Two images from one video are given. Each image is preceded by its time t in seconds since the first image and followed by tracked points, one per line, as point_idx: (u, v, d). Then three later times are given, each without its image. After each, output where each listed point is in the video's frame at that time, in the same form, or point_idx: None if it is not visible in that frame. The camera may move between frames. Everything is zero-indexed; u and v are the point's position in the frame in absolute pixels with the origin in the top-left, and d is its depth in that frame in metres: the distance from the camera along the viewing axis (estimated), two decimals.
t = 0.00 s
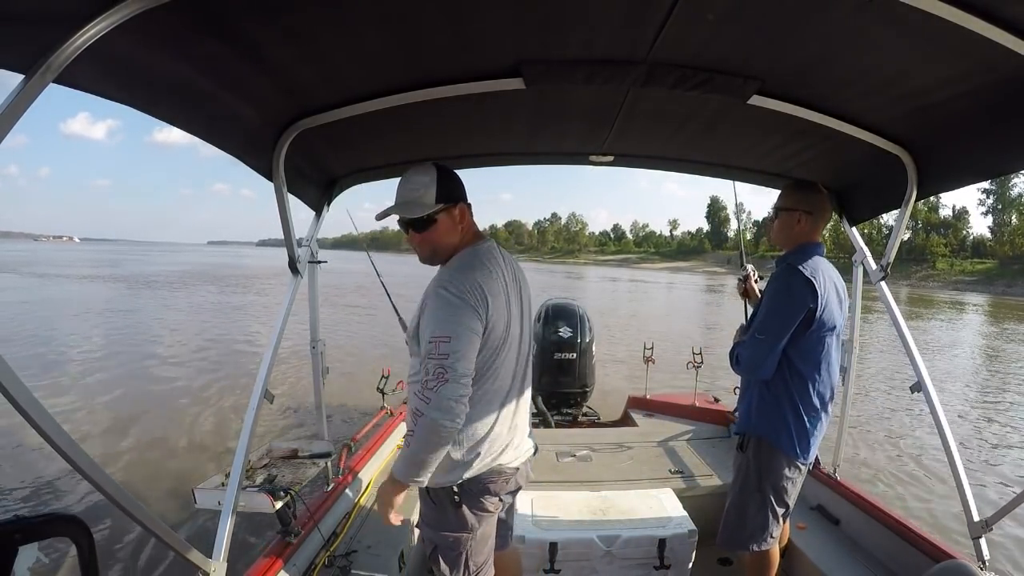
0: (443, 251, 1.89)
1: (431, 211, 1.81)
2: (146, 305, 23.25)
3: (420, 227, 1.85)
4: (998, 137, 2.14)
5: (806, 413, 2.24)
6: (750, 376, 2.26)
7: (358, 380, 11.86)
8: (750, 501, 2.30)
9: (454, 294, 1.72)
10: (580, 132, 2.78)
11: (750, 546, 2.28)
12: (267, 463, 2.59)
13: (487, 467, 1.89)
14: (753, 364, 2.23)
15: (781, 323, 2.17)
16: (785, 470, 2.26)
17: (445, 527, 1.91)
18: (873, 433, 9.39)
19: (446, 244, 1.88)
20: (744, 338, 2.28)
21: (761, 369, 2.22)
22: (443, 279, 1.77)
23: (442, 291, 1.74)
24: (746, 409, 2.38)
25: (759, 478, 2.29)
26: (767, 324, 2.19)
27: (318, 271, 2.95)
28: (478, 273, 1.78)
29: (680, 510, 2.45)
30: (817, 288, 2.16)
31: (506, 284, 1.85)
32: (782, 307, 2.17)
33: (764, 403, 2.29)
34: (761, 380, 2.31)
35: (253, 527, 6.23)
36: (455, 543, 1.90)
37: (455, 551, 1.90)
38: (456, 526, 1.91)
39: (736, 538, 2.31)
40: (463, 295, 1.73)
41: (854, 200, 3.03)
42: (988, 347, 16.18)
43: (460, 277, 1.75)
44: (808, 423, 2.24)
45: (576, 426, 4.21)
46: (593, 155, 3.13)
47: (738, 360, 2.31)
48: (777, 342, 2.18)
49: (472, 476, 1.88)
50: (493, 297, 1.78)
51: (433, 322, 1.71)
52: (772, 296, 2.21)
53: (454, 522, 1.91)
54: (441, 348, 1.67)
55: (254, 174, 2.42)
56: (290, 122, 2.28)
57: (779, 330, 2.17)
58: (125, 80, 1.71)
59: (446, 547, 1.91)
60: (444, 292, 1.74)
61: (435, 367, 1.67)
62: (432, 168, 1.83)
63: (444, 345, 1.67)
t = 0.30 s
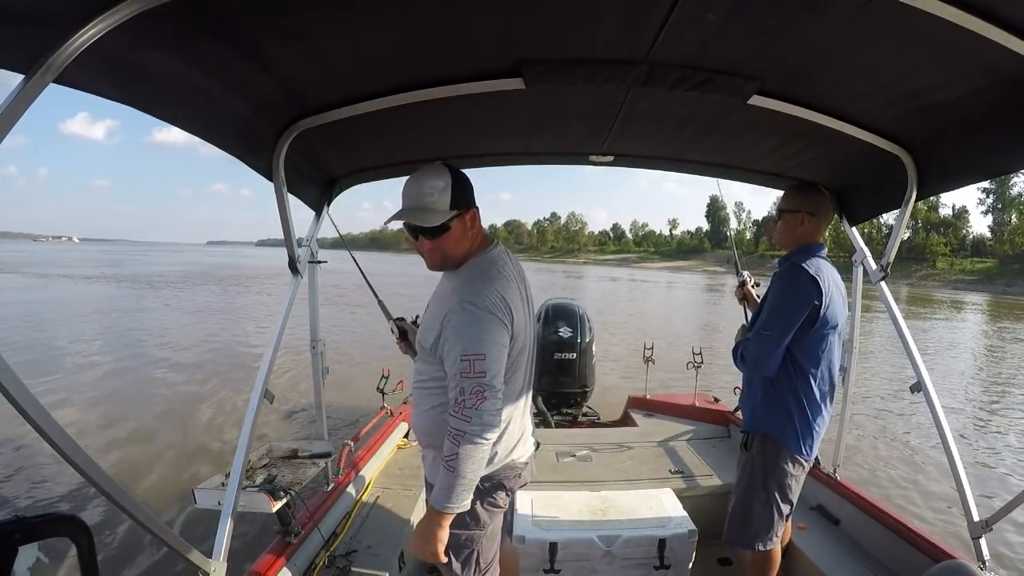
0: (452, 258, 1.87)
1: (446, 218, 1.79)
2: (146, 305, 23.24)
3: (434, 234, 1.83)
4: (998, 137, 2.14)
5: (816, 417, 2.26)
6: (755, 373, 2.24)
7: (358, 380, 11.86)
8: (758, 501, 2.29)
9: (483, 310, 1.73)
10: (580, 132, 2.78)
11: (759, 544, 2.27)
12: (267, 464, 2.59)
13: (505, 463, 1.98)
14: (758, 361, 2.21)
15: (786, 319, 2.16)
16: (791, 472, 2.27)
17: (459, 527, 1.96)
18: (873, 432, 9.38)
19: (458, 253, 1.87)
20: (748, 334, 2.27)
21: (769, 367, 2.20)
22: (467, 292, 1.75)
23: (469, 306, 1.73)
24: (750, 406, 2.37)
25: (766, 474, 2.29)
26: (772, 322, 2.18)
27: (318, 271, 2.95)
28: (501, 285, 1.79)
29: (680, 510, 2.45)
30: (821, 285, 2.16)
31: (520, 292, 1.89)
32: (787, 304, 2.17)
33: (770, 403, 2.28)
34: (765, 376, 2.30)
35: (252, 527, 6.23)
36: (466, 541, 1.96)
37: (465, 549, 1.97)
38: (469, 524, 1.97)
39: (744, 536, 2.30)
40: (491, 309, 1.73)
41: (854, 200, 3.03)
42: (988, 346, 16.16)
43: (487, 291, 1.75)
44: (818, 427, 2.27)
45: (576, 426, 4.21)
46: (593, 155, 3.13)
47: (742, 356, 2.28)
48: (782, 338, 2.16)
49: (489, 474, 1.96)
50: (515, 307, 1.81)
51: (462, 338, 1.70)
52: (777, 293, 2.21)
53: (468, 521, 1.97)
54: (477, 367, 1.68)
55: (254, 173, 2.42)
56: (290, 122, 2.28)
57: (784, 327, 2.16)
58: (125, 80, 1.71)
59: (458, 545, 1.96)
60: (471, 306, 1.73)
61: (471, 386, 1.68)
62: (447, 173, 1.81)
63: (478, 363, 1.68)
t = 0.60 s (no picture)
0: (452, 270, 1.86)
1: (446, 231, 1.78)
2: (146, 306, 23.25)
3: (436, 249, 1.81)
4: (998, 137, 2.14)
5: (819, 428, 2.27)
6: (759, 372, 2.23)
7: (358, 380, 11.85)
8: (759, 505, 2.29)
9: (493, 329, 1.73)
10: (580, 132, 2.78)
11: (760, 543, 2.27)
12: (267, 464, 2.59)
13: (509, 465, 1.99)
14: (762, 360, 2.19)
15: (790, 316, 2.16)
16: (792, 482, 2.28)
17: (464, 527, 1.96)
18: (873, 431, 9.37)
19: (459, 266, 1.86)
20: (752, 333, 2.26)
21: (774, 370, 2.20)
22: (476, 309, 1.75)
23: (479, 324, 1.73)
24: (752, 407, 2.36)
25: (769, 480, 2.28)
26: (776, 320, 2.18)
27: (318, 271, 2.95)
28: (510, 301, 1.79)
29: (680, 510, 2.45)
30: (824, 284, 2.16)
31: (527, 306, 1.90)
32: (791, 301, 2.17)
33: (773, 407, 2.28)
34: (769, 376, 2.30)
35: (253, 527, 6.23)
36: (469, 541, 1.97)
37: (468, 548, 1.97)
38: (473, 523, 1.97)
39: (745, 538, 2.30)
40: (500, 328, 1.74)
41: (854, 200, 3.03)
42: (988, 344, 16.15)
43: (497, 310, 1.75)
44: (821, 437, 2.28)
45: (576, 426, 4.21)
46: (593, 155, 3.13)
47: (746, 355, 2.26)
48: (786, 336, 2.16)
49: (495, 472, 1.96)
50: (522, 323, 1.82)
51: (471, 360, 1.71)
52: (780, 291, 2.21)
53: (473, 521, 1.97)
54: (487, 389, 1.69)
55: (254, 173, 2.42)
56: (290, 122, 2.28)
57: (788, 324, 2.16)
58: (124, 80, 1.71)
59: (462, 546, 1.97)
60: (478, 326, 1.72)
61: (479, 408, 1.69)
62: (446, 185, 1.81)
63: (487, 386, 1.69)
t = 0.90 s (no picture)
0: (451, 276, 1.86)
1: (445, 235, 1.78)
2: (146, 306, 23.25)
3: (434, 253, 1.81)
4: (998, 138, 2.14)
5: (819, 430, 2.26)
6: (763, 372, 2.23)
7: (358, 380, 11.85)
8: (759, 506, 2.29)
9: (493, 332, 1.73)
10: (580, 132, 2.78)
11: (760, 542, 2.27)
12: (267, 464, 2.59)
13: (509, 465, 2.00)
14: (767, 359, 2.19)
15: (793, 315, 2.15)
16: (792, 487, 2.28)
17: (466, 528, 1.97)
18: (873, 430, 9.37)
19: (458, 270, 1.85)
20: (755, 333, 2.26)
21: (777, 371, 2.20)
22: (476, 312, 1.75)
23: (477, 327, 1.73)
24: (755, 408, 2.36)
25: (771, 481, 2.28)
26: (780, 319, 2.17)
27: (318, 272, 2.95)
28: (509, 304, 1.79)
29: (680, 511, 2.45)
30: (827, 283, 2.17)
31: (527, 309, 1.90)
32: (794, 300, 2.16)
33: (774, 408, 2.28)
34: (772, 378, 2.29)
35: (253, 527, 6.23)
36: (470, 541, 1.97)
37: (469, 548, 1.98)
38: (474, 523, 1.97)
39: (745, 537, 2.30)
40: (499, 331, 1.74)
41: (854, 201, 3.03)
42: (988, 344, 16.13)
43: (496, 313, 1.75)
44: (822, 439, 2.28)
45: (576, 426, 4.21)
46: (593, 155, 3.13)
47: (749, 355, 2.26)
48: (790, 335, 2.15)
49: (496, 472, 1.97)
50: (521, 326, 1.81)
51: (469, 363, 1.71)
52: (783, 290, 2.20)
53: (474, 522, 1.97)
54: (486, 393, 1.69)
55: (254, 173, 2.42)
56: (290, 122, 2.28)
57: (792, 323, 2.15)
58: (123, 80, 1.71)
59: (463, 546, 1.98)
60: (477, 329, 1.72)
61: (478, 411, 1.69)
62: (445, 188, 1.80)
63: (486, 389, 1.69)
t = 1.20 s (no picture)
0: (450, 271, 1.86)
1: (444, 231, 1.79)
2: (146, 306, 23.26)
3: (432, 248, 1.82)
4: (997, 138, 2.14)
5: (818, 426, 2.25)
6: (768, 372, 2.22)
7: (358, 380, 11.84)
8: (758, 506, 2.29)
9: (488, 325, 1.72)
10: (580, 132, 2.78)
11: (762, 540, 2.27)
12: (267, 464, 2.59)
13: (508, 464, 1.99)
14: (771, 359, 2.19)
15: (797, 315, 2.15)
16: (791, 488, 2.27)
17: (465, 527, 1.97)
18: (873, 430, 9.37)
19: (456, 265, 1.86)
20: (759, 333, 2.25)
21: (778, 371, 2.19)
22: (472, 306, 1.75)
23: (473, 321, 1.73)
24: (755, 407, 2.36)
25: (773, 480, 2.28)
26: (784, 319, 2.17)
27: (318, 272, 2.95)
28: (505, 298, 1.79)
29: (680, 511, 2.44)
30: (830, 281, 2.17)
31: (524, 305, 1.90)
32: (798, 300, 2.16)
33: (774, 407, 2.29)
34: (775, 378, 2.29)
35: (253, 528, 6.22)
36: (469, 540, 1.97)
37: (468, 548, 1.98)
38: (474, 522, 1.98)
39: (747, 536, 2.29)
40: (494, 325, 1.73)
41: (854, 201, 3.02)
42: (988, 343, 16.13)
43: (492, 306, 1.75)
44: (822, 436, 2.27)
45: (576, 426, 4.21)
46: (593, 155, 3.13)
47: (753, 356, 2.26)
48: (794, 336, 2.15)
49: (495, 471, 1.96)
50: (518, 320, 1.81)
51: (464, 356, 1.71)
52: (787, 290, 2.20)
53: (474, 522, 1.98)
54: (480, 386, 1.69)
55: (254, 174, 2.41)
56: (290, 122, 2.28)
57: (797, 323, 2.15)
58: (122, 81, 1.71)
59: (462, 545, 1.98)
60: (472, 322, 1.72)
61: (472, 404, 1.69)
62: (444, 184, 1.81)
63: (481, 382, 1.69)
